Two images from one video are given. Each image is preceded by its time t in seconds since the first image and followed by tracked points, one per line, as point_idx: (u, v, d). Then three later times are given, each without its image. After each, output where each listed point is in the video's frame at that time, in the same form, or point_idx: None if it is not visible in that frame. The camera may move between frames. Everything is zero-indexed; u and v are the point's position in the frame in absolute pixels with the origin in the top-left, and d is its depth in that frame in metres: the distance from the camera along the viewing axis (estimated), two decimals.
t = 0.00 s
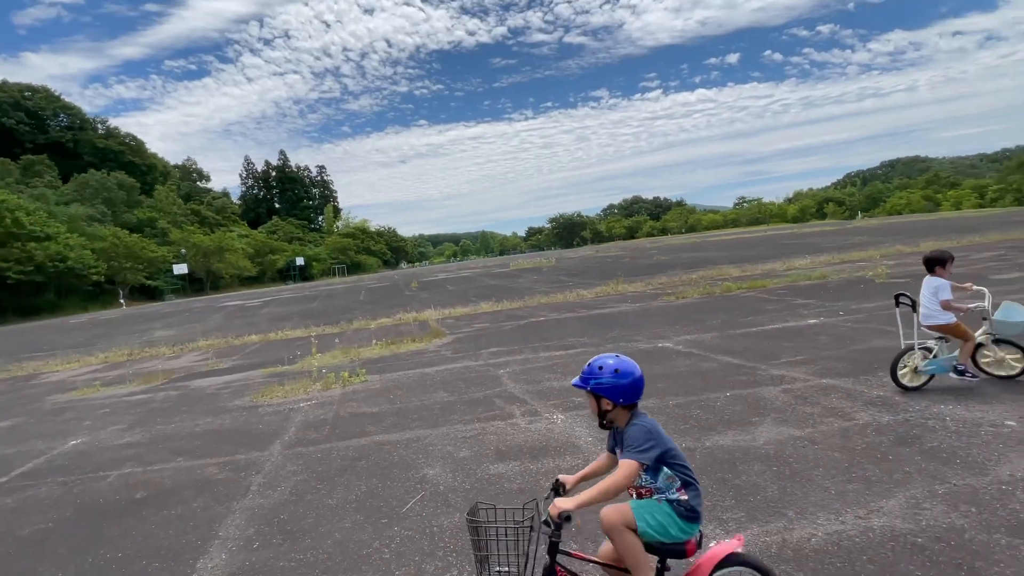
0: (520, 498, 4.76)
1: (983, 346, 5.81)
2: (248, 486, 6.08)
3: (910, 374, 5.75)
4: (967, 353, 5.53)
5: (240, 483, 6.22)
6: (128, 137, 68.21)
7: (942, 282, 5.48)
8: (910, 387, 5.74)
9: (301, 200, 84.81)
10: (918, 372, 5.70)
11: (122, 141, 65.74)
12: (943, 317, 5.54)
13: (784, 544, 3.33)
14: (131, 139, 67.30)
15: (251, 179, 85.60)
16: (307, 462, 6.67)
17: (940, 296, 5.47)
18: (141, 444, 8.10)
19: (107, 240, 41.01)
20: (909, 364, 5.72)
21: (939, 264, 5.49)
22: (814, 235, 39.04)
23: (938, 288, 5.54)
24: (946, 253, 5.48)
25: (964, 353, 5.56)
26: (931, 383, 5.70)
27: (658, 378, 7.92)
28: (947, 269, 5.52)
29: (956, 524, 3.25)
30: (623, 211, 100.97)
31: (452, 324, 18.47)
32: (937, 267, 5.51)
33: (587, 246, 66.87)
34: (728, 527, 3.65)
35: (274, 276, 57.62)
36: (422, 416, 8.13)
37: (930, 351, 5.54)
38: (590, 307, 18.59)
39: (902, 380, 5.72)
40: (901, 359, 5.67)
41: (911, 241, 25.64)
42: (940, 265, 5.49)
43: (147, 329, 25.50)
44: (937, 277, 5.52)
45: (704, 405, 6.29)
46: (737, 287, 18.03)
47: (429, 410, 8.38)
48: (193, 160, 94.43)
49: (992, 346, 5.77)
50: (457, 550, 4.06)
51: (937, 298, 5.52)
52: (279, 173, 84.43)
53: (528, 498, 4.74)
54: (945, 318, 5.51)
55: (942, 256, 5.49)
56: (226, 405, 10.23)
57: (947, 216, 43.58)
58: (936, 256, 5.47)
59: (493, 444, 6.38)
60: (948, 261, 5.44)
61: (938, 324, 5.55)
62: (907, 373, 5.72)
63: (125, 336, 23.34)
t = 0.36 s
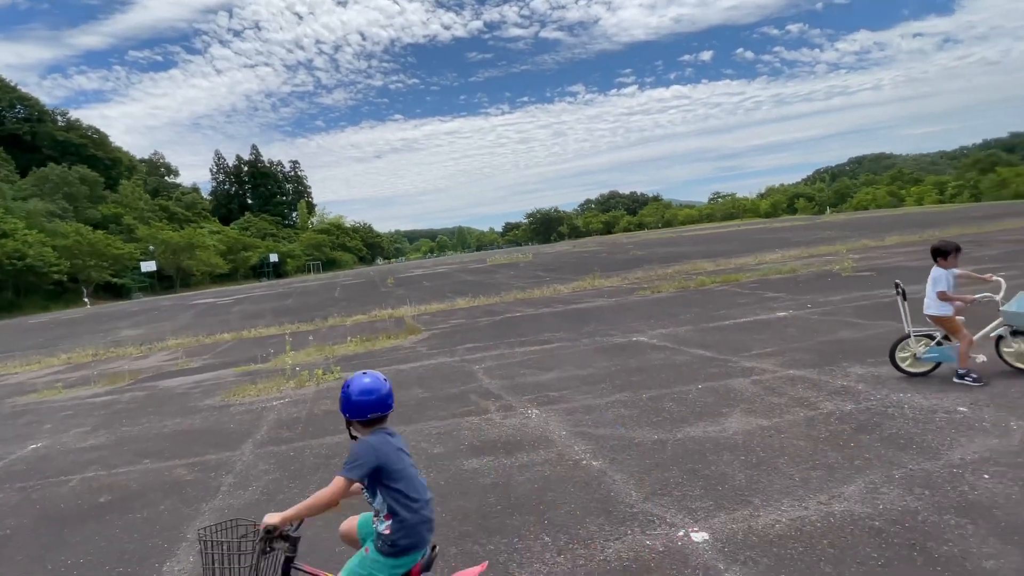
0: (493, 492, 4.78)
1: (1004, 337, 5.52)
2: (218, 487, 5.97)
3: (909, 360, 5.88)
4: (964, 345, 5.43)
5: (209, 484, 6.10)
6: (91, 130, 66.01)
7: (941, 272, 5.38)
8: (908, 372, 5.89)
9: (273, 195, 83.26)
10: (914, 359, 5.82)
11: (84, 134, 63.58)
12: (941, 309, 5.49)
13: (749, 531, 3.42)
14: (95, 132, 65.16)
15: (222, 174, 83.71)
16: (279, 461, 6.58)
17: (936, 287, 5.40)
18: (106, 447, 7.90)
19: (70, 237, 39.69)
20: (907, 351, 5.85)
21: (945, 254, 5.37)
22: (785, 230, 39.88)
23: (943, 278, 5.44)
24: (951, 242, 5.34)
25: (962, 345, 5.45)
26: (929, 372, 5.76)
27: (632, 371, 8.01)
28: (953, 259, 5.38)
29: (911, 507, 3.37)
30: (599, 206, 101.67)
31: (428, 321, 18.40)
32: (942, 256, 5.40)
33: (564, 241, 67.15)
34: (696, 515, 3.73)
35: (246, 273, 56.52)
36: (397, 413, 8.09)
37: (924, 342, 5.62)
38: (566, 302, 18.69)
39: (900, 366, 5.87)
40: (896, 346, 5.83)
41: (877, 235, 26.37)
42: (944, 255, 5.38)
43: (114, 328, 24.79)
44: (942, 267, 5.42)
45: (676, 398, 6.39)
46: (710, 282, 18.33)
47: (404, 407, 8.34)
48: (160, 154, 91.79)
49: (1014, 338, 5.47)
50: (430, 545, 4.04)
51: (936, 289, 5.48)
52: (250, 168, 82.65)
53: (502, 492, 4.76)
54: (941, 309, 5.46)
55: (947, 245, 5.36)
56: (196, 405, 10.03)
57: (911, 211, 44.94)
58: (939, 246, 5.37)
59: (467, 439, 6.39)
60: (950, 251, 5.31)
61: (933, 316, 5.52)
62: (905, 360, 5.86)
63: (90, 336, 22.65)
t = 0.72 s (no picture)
0: (450, 494, 4.69)
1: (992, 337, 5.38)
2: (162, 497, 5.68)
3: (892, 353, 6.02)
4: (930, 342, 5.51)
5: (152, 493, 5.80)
6: (32, 123, 62.52)
7: (925, 269, 5.37)
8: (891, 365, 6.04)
9: (230, 193, 80.69)
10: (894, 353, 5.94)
11: (24, 127, 60.17)
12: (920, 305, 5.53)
13: (703, 527, 3.44)
14: (35, 125, 61.73)
15: (175, 170, 80.64)
16: (229, 468, 6.32)
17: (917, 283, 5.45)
18: (42, 457, 7.44)
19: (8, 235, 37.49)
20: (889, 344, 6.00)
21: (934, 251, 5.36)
22: (742, 230, 41.02)
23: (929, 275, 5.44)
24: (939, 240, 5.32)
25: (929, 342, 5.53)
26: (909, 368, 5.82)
27: (592, 369, 8.04)
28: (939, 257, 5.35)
29: (858, 499, 3.45)
30: (563, 206, 102.38)
31: (390, 321, 18.12)
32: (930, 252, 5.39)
33: (529, 240, 67.37)
34: (652, 512, 3.74)
35: (201, 273, 54.53)
36: (354, 415, 7.90)
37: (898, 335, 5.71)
38: (530, 301, 18.71)
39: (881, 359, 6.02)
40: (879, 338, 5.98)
41: (828, 236, 27.37)
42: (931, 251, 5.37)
43: (55, 331, 23.50)
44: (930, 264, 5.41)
45: (634, 395, 6.44)
46: (670, 281, 18.63)
47: (362, 409, 8.15)
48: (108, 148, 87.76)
49: (1001, 338, 5.32)
50: (384, 551, 3.92)
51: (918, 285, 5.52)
52: (205, 164, 79.87)
53: (459, 493, 4.68)
54: (919, 305, 5.50)
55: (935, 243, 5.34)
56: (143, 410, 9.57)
57: (860, 212, 46.91)
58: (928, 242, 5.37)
59: (426, 441, 6.28)
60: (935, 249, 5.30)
61: (911, 311, 5.59)
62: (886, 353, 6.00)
63: (29, 340, 21.41)
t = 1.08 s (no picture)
0: (389, 508, 4.46)
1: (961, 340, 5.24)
2: (67, 524, 5.14)
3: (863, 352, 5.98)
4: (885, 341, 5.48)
5: (57, 520, 5.24)
6: None
7: (892, 269, 5.25)
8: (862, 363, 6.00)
9: (159, 194, 76.29)
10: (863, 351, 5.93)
11: None
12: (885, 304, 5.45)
13: (647, 532, 3.39)
14: None
15: (96, 169, 75.44)
16: (147, 489, 5.82)
17: (883, 281, 5.36)
18: None
19: None
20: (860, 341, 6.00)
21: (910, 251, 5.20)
22: (681, 235, 42.41)
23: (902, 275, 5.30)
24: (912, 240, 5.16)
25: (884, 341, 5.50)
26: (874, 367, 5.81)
27: (537, 373, 7.96)
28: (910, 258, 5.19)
29: (797, 498, 3.49)
30: (509, 211, 102.90)
31: (330, 327, 17.50)
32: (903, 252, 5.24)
33: (475, 245, 67.15)
34: (596, 519, 3.66)
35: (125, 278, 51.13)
36: (288, 428, 7.48)
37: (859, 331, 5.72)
38: (475, 305, 18.53)
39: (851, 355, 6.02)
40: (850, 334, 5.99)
41: (760, 241, 28.69)
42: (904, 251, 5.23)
43: None
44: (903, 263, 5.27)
45: (579, 398, 6.39)
46: (613, 284, 18.95)
47: (297, 421, 7.75)
48: (19, 143, 81.04)
49: (968, 342, 5.17)
50: (317, 573, 3.65)
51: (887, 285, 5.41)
52: (131, 163, 75.17)
53: (398, 507, 4.45)
54: (883, 304, 5.44)
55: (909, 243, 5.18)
56: (51, 428, 8.75)
57: (788, 219, 49.63)
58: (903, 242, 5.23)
59: (365, 452, 5.99)
60: (906, 249, 5.16)
61: (877, 309, 5.53)
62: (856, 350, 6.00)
63: None
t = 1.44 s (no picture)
0: (312, 539, 4.15)
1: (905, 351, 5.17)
2: None
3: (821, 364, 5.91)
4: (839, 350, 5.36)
5: None
6: None
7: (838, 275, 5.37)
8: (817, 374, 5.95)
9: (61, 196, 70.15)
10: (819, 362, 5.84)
11: None
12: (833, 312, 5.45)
13: (583, 550, 3.30)
14: None
15: None
16: (32, 529, 5.16)
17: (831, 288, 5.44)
18: None
19: None
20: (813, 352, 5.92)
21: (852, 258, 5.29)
22: (612, 243, 43.61)
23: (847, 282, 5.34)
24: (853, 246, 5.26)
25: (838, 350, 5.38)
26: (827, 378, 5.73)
27: (472, 385, 7.78)
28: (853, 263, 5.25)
29: (727, 506, 3.52)
30: (444, 218, 102.25)
31: (253, 339, 16.56)
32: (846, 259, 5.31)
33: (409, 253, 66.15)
34: (531, 538, 3.54)
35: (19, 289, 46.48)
36: (203, 452, 6.91)
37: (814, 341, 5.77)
38: (408, 315, 18.11)
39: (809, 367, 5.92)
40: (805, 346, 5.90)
41: (685, 249, 29.94)
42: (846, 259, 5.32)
43: None
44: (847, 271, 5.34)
45: (514, 410, 6.26)
46: (548, 292, 19.09)
47: (212, 444, 7.17)
48: None
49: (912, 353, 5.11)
50: None
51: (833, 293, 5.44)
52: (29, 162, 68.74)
53: (322, 537, 4.15)
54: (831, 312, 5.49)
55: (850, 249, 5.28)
56: None
57: (711, 228, 52.22)
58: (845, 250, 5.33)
59: (287, 477, 5.59)
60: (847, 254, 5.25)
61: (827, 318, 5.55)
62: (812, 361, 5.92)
63: None
